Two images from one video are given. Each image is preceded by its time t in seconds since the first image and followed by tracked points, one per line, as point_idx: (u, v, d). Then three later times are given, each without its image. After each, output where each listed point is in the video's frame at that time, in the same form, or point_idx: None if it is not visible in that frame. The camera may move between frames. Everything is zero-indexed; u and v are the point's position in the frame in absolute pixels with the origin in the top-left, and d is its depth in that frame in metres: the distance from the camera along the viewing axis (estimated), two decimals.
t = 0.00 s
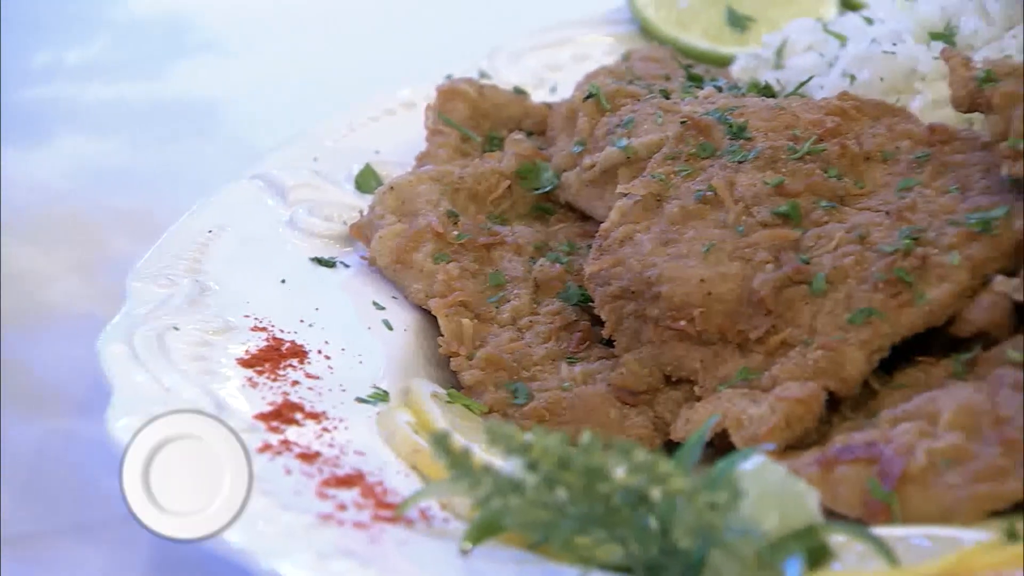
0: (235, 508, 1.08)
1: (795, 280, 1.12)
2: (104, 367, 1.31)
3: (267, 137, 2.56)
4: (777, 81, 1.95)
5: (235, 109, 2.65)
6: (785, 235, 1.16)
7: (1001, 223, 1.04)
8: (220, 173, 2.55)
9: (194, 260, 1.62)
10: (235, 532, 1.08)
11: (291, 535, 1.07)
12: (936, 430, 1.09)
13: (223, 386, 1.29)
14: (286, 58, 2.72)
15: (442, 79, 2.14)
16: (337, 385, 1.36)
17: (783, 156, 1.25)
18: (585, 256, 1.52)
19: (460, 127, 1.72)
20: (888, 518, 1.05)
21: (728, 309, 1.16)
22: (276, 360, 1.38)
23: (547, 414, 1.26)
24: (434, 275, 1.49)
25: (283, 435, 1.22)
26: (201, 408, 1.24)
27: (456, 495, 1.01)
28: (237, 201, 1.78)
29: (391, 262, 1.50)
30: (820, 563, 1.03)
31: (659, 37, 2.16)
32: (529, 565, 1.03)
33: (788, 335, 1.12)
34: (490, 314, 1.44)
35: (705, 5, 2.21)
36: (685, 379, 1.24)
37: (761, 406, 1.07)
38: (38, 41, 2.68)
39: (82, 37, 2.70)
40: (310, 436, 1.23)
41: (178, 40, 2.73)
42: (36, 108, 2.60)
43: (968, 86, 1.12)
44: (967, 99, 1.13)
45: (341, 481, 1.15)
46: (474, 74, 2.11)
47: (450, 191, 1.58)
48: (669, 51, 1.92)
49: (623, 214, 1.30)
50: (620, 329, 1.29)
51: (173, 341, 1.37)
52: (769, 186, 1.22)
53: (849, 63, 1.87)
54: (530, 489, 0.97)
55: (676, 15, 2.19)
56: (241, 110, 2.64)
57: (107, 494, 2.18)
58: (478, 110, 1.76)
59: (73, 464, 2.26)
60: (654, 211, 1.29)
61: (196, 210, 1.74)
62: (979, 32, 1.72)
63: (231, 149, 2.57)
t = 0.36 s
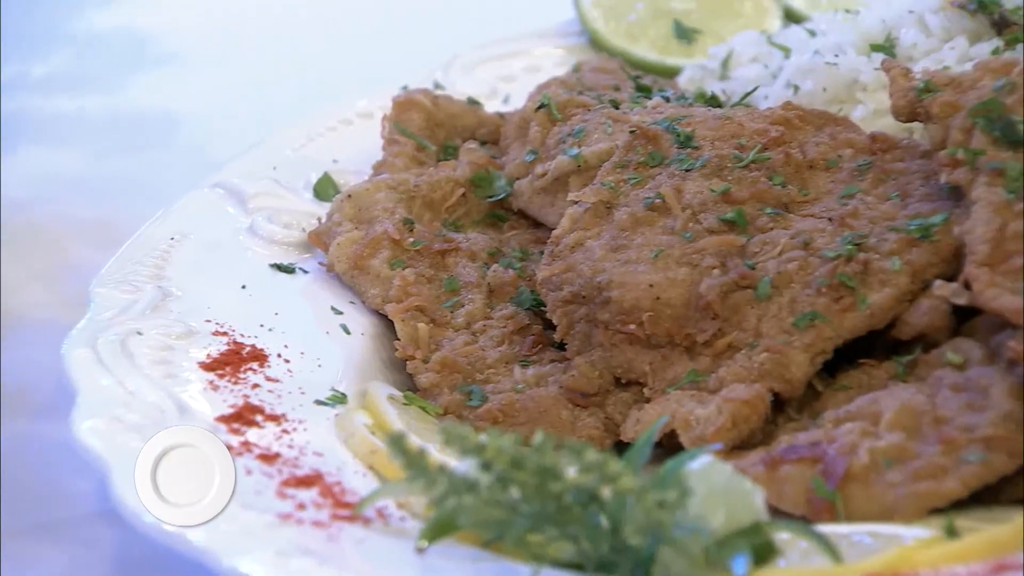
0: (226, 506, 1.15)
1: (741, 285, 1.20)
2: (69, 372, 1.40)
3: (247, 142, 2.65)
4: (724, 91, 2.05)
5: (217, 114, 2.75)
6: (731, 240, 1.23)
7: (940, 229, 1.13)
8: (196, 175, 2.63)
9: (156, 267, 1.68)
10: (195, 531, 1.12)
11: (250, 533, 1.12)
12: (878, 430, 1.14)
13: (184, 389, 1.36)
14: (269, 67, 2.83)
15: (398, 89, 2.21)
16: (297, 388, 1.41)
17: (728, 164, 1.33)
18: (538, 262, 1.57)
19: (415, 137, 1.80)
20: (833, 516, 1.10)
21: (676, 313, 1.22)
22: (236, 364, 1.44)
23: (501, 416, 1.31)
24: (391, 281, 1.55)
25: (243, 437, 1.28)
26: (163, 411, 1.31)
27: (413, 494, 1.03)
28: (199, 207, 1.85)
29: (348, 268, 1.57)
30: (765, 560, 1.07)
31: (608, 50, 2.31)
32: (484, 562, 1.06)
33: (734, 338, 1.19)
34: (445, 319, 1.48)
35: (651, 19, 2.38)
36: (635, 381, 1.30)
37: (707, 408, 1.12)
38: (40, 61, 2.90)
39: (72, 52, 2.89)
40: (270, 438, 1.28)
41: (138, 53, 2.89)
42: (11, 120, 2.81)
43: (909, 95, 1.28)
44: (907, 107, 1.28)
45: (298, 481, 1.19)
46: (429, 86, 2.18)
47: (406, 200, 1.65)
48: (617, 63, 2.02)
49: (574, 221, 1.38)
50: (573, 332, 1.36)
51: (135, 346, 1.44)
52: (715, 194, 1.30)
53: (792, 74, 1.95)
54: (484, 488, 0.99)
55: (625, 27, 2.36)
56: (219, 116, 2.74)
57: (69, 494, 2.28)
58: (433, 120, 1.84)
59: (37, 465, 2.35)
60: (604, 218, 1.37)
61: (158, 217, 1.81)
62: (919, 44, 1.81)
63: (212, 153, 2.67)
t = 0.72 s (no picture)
0: (225, 509, 1.18)
1: (693, 291, 1.31)
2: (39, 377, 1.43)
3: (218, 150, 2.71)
4: (676, 103, 2.16)
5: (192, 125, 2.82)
6: (682, 249, 1.35)
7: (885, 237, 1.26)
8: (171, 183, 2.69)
9: (123, 275, 1.72)
10: (162, 533, 1.15)
11: (216, 536, 1.14)
12: (826, 433, 1.21)
13: (151, 393, 1.39)
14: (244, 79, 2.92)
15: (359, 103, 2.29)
16: (260, 393, 1.45)
17: (681, 173, 1.44)
18: (495, 269, 1.65)
19: (376, 148, 1.87)
20: (782, 516, 1.15)
21: (630, 318, 1.32)
22: (202, 371, 1.47)
23: (460, 421, 1.39)
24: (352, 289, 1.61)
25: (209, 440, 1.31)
26: (129, 415, 1.34)
27: (373, 495, 1.04)
28: (165, 218, 1.89)
29: (311, 276, 1.62)
30: (717, 558, 1.10)
31: (561, 62, 2.44)
32: (443, 561, 1.09)
33: (686, 343, 1.30)
34: (405, 325, 1.56)
35: (605, 33, 2.52)
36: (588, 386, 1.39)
37: (660, 412, 1.22)
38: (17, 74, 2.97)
39: (40, 68, 2.99)
40: (236, 441, 1.31)
41: (106, 65, 2.97)
42: None
43: (860, 105, 1.43)
44: (855, 117, 1.44)
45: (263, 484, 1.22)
46: (389, 98, 2.28)
47: (367, 210, 1.71)
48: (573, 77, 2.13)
49: (531, 229, 1.48)
50: (529, 338, 1.44)
51: (103, 352, 1.48)
52: (666, 204, 1.40)
53: (741, 88, 2.07)
54: (442, 490, 1.00)
55: (578, 42, 2.49)
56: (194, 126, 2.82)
57: (40, 496, 2.40)
58: (392, 132, 1.91)
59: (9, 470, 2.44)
60: (560, 226, 1.47)
61: (125, 228, 1.85)
62: (864, 57, 1.94)
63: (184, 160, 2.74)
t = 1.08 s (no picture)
0: (226, 510, 1.20)
1: (648, 294, 1.38)
2: (9, 379, 1.44)
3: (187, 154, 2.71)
4: (631, 111, 2.20)
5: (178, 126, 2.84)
6: (637, 252, 1.42)
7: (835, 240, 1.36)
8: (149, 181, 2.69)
9: (93, 278, 1.74)
10: (130, 531, 1.17)
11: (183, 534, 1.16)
12: (777, 431, 1.26)
13: (119, 395, 1.41)
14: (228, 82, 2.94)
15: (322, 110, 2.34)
16: (225, 394, 1.47)
17: (635, 180, 1.52)
18: (455, 272, 1.71)
19: (339, 154, 1.91)
20: (734, 511, 1.19)
21: (586, 321, 1.39)
22: (168, 373, 1.49)
23: (421, 420, 1.44)
24: (316, 292, 1.65)
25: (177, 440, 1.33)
26: (98, 416, 1.36)
27: (335, 494, 1.04)
28: (133, 223, 1.91)
29: (275, 278, 1.66)
30: (671, 554, 1.13)
31: (519, 71, 2.50)
32: (405, 558, 1.11)
33: (641, 344, 1.37)
34: (367, 327, 1.60)
35: (561, 43, 2.58)
36: (546, 386, 1.46)
37: (617, 412, 1.28)
38: None
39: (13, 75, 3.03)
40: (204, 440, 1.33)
41: (77, 75, 3.03)
42: None
43: (807, 115, 1.55)
44: (805, 124, 1.55)
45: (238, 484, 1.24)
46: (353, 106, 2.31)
47: (330, 215, 1.75)
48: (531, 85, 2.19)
49: (490, 234, 1.53)
50: (488, 339, 1.50)
51: (73, 354, 1.49)
52: (623, 208, 1.48)
53: (694, 96, 2.12)
54: (404, 488, 1.00)
55: (535, 52, 2.54)
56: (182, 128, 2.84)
57: (11, 494, 2.41)
58: (355, 139, 1.95)
59: None
60: (518, 230, 1.53)
61: (94, 232, 1.87)
62: (814, 66, 2.06)
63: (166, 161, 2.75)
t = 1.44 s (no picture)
0: (226, 509, 1.20)
1: (605, 296, 1.42)
2: None
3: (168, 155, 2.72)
4: (589, 118, 2.25)
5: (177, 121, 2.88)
6: (594, 256, 1.46)
7: (787, 243, 1.43)
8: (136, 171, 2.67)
9: (62, 282, 1.74)
10: (99, 528, 1.17)
11: (150, 531, 1.16)
12: (732, 430, 1.30)
13: (89, 396, 1.42)
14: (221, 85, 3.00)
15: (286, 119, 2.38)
16: (193, 394, 1.50)
17: (592, 185, 1.57)
18: (417, 275, 1.74)
19: (303, 160, 1.93)
20: (690, 508, 1.23)
21: (545, 322, 1.42)
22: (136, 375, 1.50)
23: (383, 419, 1.46)
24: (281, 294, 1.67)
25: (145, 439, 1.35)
26: (68, 416, 1.37)
27: (300, 493, 1.06)
28: (100, 229, 1.92)
29: (241, 282, 1.68)
30: (629, 550, 1.15)
31: (479, 79, 2.55)
32: (368, 555, 1.13)
33: (599, 344, 1.41)
34: (332, 329, 1.62)
35: (519, 51, 2.64)
36: (506, 386, 1.48)
37: (574, 411, 1.31)
38: None
39: None
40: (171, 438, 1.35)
41: (46, 84, 2.98)
42: None
43: (759, 122, 1.62)
44: (757, 131, 1.62)
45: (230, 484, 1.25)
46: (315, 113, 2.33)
47: (295, 219, 1.77)
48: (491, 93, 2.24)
49: (451, 237, 1.56)
50: (449, 341, 1.53)
51: (44, 356, 1.50)
52: (580, 213, 1.52)
53: (650, 103, 2.16)
54: (367, 486, 1.02)
55: (495, 60, 2.59)
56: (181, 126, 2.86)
57: None
58: (319, 145, 1.98)
59: None
60: (477, 234, 1.56)
61: (63, 238, 1.86)
62: (767, 73, 2.11)
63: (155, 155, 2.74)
